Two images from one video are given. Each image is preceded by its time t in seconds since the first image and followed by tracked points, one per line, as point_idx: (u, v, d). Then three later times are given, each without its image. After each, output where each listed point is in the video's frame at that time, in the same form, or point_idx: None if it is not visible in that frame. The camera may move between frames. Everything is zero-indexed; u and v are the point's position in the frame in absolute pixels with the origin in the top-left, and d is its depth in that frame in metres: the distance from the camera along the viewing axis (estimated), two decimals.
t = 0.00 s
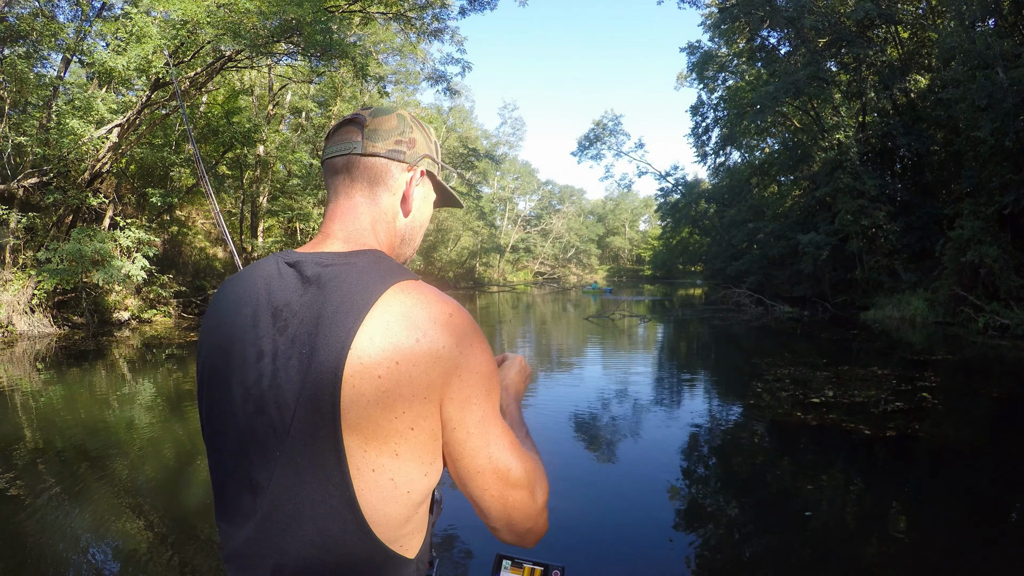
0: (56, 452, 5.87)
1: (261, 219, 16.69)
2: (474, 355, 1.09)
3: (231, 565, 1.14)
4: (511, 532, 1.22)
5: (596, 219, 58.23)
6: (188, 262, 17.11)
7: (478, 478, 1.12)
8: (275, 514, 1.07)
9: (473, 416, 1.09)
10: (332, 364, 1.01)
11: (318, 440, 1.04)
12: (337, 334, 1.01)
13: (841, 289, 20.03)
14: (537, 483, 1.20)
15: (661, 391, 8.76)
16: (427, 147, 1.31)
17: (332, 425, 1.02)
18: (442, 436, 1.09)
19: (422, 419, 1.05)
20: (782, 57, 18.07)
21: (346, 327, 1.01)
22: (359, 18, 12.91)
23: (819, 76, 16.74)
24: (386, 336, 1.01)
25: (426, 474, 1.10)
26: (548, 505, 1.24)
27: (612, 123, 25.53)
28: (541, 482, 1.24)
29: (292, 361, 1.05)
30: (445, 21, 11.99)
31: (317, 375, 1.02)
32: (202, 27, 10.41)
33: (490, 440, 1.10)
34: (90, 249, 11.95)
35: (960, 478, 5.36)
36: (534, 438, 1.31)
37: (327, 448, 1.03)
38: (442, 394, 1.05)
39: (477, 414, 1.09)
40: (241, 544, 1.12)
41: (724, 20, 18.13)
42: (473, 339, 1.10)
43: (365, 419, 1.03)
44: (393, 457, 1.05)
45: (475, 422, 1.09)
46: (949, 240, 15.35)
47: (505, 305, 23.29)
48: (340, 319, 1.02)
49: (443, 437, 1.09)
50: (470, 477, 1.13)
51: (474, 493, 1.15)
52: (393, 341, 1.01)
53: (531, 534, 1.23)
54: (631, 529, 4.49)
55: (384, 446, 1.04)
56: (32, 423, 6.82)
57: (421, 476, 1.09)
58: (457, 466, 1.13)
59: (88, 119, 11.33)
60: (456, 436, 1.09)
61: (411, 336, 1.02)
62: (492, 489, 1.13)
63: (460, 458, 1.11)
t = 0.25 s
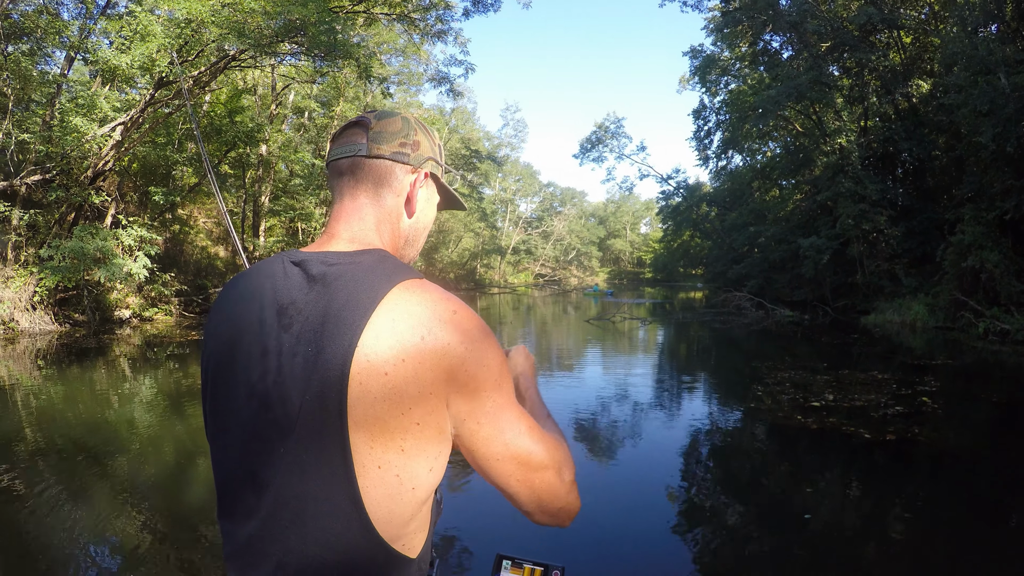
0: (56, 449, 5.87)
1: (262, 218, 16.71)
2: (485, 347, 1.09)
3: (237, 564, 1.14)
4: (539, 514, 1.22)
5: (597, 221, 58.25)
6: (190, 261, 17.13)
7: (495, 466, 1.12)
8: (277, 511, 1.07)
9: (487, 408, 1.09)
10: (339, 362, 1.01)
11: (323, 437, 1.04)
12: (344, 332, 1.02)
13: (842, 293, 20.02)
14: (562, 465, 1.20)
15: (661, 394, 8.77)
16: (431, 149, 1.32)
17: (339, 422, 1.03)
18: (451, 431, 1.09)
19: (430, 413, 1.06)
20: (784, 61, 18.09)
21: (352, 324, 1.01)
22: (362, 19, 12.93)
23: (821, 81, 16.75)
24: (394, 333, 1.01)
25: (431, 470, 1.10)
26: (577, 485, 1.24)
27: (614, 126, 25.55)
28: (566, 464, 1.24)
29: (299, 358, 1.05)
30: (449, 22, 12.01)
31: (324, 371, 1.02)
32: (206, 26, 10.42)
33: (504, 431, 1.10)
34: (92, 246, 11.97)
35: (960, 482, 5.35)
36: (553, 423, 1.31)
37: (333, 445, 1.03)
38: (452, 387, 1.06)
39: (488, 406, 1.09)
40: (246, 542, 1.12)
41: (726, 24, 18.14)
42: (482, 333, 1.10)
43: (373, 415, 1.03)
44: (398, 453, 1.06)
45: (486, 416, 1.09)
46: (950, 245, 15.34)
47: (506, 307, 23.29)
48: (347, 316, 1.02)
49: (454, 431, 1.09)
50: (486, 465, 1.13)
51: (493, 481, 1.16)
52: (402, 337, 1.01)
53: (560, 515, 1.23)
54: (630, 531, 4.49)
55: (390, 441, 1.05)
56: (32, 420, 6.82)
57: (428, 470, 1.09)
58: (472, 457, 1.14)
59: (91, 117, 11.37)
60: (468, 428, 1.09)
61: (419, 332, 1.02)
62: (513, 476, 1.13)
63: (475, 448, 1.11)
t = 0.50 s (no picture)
0: (56, 449, 5.87)
1: (264, 218, 16.73)
2: (489, 340, 1.10)
3: (237, 561, 1.14)
4: (552, 499, 1.23)
5: (598, 222, 58.26)
6: (191, 261, 17.14)
7: (503, 456, 1.13)
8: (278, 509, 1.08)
9: (493, 399, 1.09)
10: (342, 358, 1.01)
11: (325, 433, 1.04)
12: (345, 329, 1.02)
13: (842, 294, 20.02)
14: (571, 450, 1.20)
15: (661, 394, 8.77)
16: (432, 152, 1.33)
17: (341, 417, 1.03)
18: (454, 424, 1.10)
19: (432, 406, 1.06)
20: (785, 62, 18.08)
21: (354, 321, 1.02)
22: (364, 20, 12.93)
23: (821, 82, 16.76)
24: (396, 329, 1.01)
25: (432, 465, 1.10)
26: (588, 469, 1.24)
27: (614, 127, 25.57)
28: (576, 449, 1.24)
29: (301, 354, 1.05)
30: (450, 23, 12.02)
31: (326, 367, 1.02)
32: (208, 26, 10.43)
33: (509, 423, 1.11)
34: (94, 246, 11.98)
35: (960, 484, 5.35)
36: (560, 412, 1.31)
37: (335, 442, 1.04)
38: (456, 380, 1.07)
39: (492, 398, 1.09)
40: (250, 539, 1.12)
41: (727, 25, 18.15)
42: (484, 327, 1.11)
43: (376, 410, 1.03)
44: (400, 448, 1.06)
45: (489, 408, 1.09)
46: (951, 247, 15.34)
47: (506, 307, 23.32)
48: (348, 314, 1.02)
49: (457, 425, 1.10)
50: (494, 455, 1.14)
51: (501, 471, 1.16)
52: (404, 332, 1.02)
53: (573, 499, 1.24)
54: (629, 531, 4.49)
55: (391, 436, 1.05)
56: (33, 419, 6.83)
57: (430, 465, 1.10)
58: (478, 448, 1.14)
59: (93, 116, 11.39)
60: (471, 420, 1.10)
61: (421, 326, 1.03)
62: (522, 465, 1.14)
63: (481, 439, 1.12)
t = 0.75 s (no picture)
0: (54, 451, 5.85)
1: (260, 219, 16.70)
2: (480, 337, 1.10)
3: (230, 561, 1.14)
4: (544, 497, 1.22)
5: (594, 221, 58.31)
6: (188, 262, 17.09)
7: (496, 452, 1.13)
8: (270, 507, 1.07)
9: (483, 394, 1.10)
10: (333, 355, 1.02)
11: (316, 429, 1.04)
12: (337, 327, 1.02)
13: (839, 292, 20.09)
14: (563, 447, 1.20)
15: (659, 393, 8.78)
16: (423, 155, 1.33)
17: (332, 413, 1.03)
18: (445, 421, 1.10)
19: (422, 401, 1.06)
20: (781, 61, 18.13)
21: (345, 319, 1.02)
22: (360, 21, 12.91)
23: (817, 81, 16.80)
24: (385, 327, 1.02)
25: (424, 462, 1.11)
26: (580, 466, 1.24)
27: (611, 126, 25.59)
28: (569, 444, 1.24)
29: (292, 352, 1.05)
30: (446, 23, 12.00)
31: (318, 364, 1.02)
32: (204, 28, 10.40)
33: (500, 419, 1.11)
34: (91, 247, 12.01)
35: (957, 480, 5.37)
36: (553, 410, 1.31)
37: (327, 438, 1.04)
38: (446, 376, 1.07)
39: (482, 393, 1.10)
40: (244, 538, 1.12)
41: (723, 25, 18.17)
42: (474, 325, 1.11)
43: (367, 406, 1.04)
44: (391, 444, 1.06)
45: (480, 404, 1.10)
46: (947, 244, 15.39)
47: (503, 307, 23.34)
48: (340, 311, 1.03)
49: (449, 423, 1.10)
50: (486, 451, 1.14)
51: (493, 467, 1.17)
52: (394, 328, 1.03)
53: (566, 496, 1.23)
54: (627, 530, 4.50)
55: (382, 432, 1.05)
56: (29, 422, 6.80)
57: (422, 461, 1.10)
58: (470, 444, 1.15)
59: (89, 118, 11.35)
60: (463, 416, 1.10)
61: (412, 323, 1.04)
62: (513, 461, 1.14)
63: (472, 436, 1.12)
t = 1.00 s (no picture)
0: (48, 452, 5.81)
1: (254, 218, 16.63)
2: (473, 333, 1.10)
3: (226, 560, 1.14)
4: (541, 493, 1.21)
5: (588, 219, 58.37)
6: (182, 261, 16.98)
7: (490, 445, 1.13)
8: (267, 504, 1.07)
9: (478, 389, 1.10)
10: (327, 351, 1.02)
11: (311, 425, 1.04)
12: (332, 323, 1.03)
13: (832, 289, 20.18)
14: (559, 442, 1.19)
15: (653, 390, 8.80)
16: (415, 155, 1.33)
17: (327, 409, 1.03)
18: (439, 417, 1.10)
19: (416, 397, 1.06)
20: (775, 59, 18.17)
21: (339, 314, 1.02)
22: (353, 18, 12.86)
23: (811, 79, 16.84)
24: (379, 323, 1.02)
25: (420, 458, 1.11)
26: (576, 462, 1.23)
27: (604, 124, 25.60)
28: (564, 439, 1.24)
29: (287, 348, 1.05)
30: (440, 20, 11.98)
31: (313, 362, 1.02)
32: (198, 26, 10.34)
33: (494, 412, 1.11)
34: (85, 247, 11.83)
35: (950, 476, 5.40)
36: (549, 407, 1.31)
37: (323, 434, 1.04)
38: (440, 372, 1.07)
39: (476, 386, 1.09)
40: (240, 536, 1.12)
41: (717, 22, 18.19)
42: (468, 322, 1.11)
43: (363, 401, 1.03)
44: (386, 439, 1.06)
45: (474, 398, 1.10)
46: (940, 241, 15.48)
47: (498, 305, 23.35)
48: (335, 308, 1.03)
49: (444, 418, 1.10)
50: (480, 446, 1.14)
51: (489, 463, 1.16)
52: (389, 324, 1.02)
53: (563, 491, 1.22)
54: (621, 527, 4.51)
55: (378, 427, 1.05)
56: (23, 423, 6.76)
57: (417, 457, 1.10)
58: (465, 438, 1.15)
59: (82, 117, 11.29)
60: (457, 412, 1.10)
61: (407, 320, 1.03)
62: (509, 456, 1.13)
63: (467, 431, 1.12)
